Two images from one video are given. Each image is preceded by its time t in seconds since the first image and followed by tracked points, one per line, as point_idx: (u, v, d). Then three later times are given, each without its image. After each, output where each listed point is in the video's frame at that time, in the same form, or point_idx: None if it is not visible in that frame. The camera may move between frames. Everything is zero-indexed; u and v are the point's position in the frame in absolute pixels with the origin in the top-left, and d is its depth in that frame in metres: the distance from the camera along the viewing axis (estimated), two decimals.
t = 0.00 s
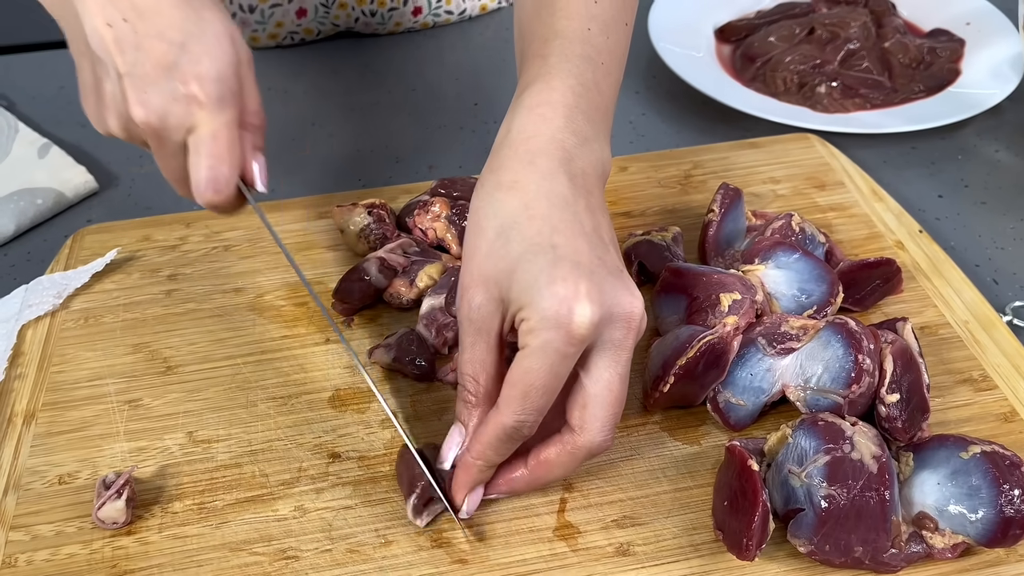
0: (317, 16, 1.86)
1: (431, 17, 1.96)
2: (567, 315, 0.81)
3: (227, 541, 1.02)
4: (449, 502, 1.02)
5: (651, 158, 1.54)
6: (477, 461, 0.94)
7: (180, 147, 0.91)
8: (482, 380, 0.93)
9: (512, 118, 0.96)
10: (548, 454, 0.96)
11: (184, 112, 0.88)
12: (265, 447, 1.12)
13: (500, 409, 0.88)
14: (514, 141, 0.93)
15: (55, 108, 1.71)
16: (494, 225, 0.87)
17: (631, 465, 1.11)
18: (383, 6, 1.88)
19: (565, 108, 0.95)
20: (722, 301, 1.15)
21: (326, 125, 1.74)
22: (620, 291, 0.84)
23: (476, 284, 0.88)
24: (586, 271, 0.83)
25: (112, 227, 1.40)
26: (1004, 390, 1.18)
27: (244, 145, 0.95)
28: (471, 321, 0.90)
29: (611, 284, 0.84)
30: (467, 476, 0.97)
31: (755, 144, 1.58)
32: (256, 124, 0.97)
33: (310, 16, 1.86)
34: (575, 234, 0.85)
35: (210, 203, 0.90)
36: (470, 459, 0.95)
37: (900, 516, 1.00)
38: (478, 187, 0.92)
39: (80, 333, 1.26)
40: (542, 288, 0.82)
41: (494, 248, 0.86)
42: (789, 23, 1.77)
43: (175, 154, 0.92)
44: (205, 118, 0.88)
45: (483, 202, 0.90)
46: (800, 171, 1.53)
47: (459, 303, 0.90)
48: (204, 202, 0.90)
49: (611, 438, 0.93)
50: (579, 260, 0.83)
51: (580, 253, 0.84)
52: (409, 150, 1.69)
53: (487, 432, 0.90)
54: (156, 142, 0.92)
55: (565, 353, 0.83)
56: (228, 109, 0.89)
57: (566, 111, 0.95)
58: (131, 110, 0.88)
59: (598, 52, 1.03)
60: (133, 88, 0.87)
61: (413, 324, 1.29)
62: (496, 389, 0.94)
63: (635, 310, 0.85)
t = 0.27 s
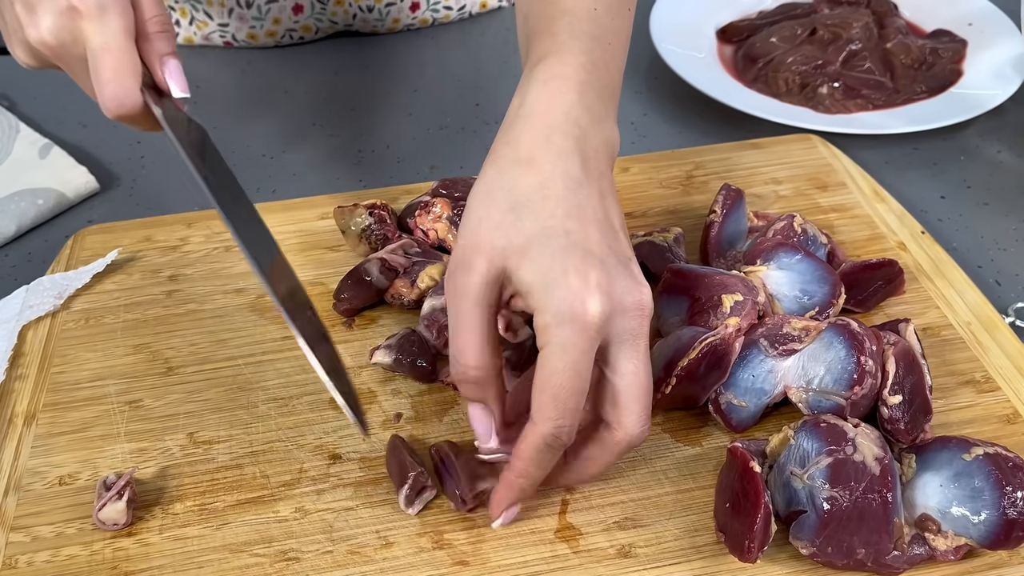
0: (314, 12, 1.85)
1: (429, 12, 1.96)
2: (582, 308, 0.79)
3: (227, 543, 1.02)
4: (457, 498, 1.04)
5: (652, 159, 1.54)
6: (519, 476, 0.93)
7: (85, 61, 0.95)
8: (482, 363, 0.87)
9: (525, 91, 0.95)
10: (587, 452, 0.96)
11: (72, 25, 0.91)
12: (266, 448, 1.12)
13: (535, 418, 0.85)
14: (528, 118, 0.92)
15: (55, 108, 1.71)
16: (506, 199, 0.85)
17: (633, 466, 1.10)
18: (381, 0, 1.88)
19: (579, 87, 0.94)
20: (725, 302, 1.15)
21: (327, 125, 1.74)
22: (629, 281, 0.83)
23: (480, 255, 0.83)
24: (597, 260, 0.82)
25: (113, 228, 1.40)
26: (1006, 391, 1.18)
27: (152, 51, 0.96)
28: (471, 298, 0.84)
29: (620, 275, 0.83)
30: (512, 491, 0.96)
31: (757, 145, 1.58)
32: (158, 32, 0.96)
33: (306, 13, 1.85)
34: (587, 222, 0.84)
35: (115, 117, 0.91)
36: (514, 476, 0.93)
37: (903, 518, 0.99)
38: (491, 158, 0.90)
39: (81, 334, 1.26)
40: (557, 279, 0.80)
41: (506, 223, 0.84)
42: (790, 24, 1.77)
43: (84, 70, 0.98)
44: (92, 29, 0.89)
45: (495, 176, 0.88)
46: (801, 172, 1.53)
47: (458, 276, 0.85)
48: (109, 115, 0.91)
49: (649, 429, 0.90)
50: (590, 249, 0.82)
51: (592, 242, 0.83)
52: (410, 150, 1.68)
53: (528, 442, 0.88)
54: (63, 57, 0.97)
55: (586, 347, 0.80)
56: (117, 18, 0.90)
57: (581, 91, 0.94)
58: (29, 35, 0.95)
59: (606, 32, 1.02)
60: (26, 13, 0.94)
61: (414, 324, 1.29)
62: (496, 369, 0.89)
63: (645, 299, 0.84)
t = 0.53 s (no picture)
0: (315, 17, 1.85)
1: (430, 14, 1.95)
2: (592, 327, 0.80)
3: (228, 544, 1.01)
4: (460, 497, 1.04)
5: (654, 159, 1.53)
6: (510, 483, 0.96)
7: (126, 110, 0.94)
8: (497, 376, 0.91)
9: (533, 100, 0.94)
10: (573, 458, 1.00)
11: (116, 77, 0.90)
12: (267, 449, 1.11)
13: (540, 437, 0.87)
14: (537, 128, 0.91)
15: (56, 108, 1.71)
16: (516, 217, 0.85)
17: (635, 467, 1.10)
18: (382, 5, 1.87)
19: (586, 93, 0.93)
20: (727, 302, 1.15)
21: (328, 125, 1.73)
22: (642, 296, 0.82)
23: (490, 276, 0.85)
24: (611, 277, 0.81)
25: (114, 228, 1.39)
26: (1010, 392, 1.17)
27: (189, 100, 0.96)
28: (482, 315, 0.86)
29: (633, 290, 0.82)
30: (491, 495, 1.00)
31: (759, 144, 1.57)
32: (198, 82, 0.96)
33: (308, 18, 1.84)
34: (598, 237, 0.83)
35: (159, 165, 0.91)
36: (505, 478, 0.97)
37: (907, 520, 0.99)
38: (499, 170, 0.91)
39: (82, 334, 1.25)
40: (568, 300, 0.81)
41: (515, 242, 0.84)
42: (792, 24, 1.76)
43: (125, 118, 0.95)
44: (138, 81, 0.88)
45: (504, 192, 0.88)
46: (804, 172, 1.52)
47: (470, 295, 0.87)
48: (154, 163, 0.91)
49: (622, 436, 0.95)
50: (602, 265, 0.82)
51: (604, 259, 0.82)
52: (412, 150, 1.68)
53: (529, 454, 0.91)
54: (103, 106, 0.95)
55: (596, 366, 0.81)
56: (162, 69, 0.89)
57: (589, 97, 0.93)
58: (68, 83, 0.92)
59: (611, 36, 1.00)
60: (66, 61, 0.91)
61: (415, 325, 1.29)
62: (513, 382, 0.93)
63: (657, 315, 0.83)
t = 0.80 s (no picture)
0: (315, 23, 1.85)
1: (432, 17, 1.95)
2: (648, 339, 0.85)
3: (229, 548, 1.01)
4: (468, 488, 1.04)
5: (656, 161, 1.53)
6: (547, 475, 0.98)
7: (78, 103, 0.99)
8: (526, 374, 0.92)
9: (585, 105, 0.95)
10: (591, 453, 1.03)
11: (69, 70, 0.95)
12: (268, 452, 1.11)
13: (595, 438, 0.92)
14: (594, 135, 0.92)
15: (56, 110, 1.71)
16: (574, 221, 0.89)
17: (636, 472, 1.10)
18: (382, 9, 1.88)
19: (636, 105, 0.96)
20: (733, 308, 1.14)
21: (329, 127, 1.73)
22: (683, 314, 0.90)
23: (542, 275, 0.88)
24: (662, 293, 0.87)
25: (115, 230, 1.39)
26: (1013, 396, 1.17)
27: (145, 98, 1.00)
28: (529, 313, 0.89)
29: (678, 307, 0.89)
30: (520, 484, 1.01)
31: (761, 147, 1.57)
32: (154, 80, 1.01)
33: (308, 24, 1.85)
34: (651, 252, 0.89)
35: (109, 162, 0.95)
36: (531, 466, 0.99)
37: (909, 525, 0.99)
38: (554, 171, 0.93)
39: (83, 337, 1.25)
40: (624, 310, 0.86)
41: (573, 246, 0.88)
42: (794, 26, 1.76)
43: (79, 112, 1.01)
44: (89, 75, 0.94)
45: (563, 195, 0.91)
46: (805, 175, 1.52)
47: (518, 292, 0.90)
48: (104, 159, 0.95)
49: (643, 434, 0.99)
50: (654, 280, 0.87)
51: (655, 273, 0.88)
52: (413, 152, 1.68)
53: (570, 454, 0.96)
54: (57, 100, 1.01)
55: (647, 377, 0.87)
56: (113, 64, 0.95)
57: (639, 110, 0.96)
58: (24, 77, 0.98)
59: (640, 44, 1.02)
60: (24, 55, 0.97)
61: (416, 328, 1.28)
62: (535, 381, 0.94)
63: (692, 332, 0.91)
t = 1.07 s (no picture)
0: (317, 25, 1.86)
1: (433, 19, 1.96)
2: (656, 317, 0.87)
3: (230, 550, 1.01)
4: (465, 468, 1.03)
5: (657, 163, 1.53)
6: (562, 469, 0.97)
7: (97, 101, 1.00)
8: (535, 359, 0.93)
9: (589, 97, 0.97)
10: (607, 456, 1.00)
11: (86, 68, 0.96)
12: (269, 454, 1.11)
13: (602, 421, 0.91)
14: (598, 125, 0.95)
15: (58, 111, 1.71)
16: (578, 207, 0.91)
17: (638, 473, 1.10)
18: (383, 11, 1.88)
19: (639, 95, 0.97)
20: (735, 310, 1.15)
21: (330, 129, 1.73)
22: (689, 294, 0.91)
23: (548, 263, 0.90)
24: (668, 273, 0.89)
25: (117, 232, 1.40)
26: (1014, 398, 1.17)
27: (164, 93, 1.02)
28: (534, 299, 0.91)
29: (685, 287, 0.90)
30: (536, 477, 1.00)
31: (762, 149, 1.57)
32: (170, 74, 1.02)
33: (309, 26, 1.86)
34: (656, 234, 0.91)
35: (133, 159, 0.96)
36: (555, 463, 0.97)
37: (910, 527, 0.99)
38: (558, 161, 0.95)
39: (84, 338, 1.25)
40: (631, 290, 0.88)
41: (577, 232, 0.90)
42: (795, 28, 1.76)
43: (98, 109, 1.02)
44: (108, 73, 0.95)
45: (569, 183, 0.93)
46: (807, 177, 1.52)
47: (524, 279, 0.91)
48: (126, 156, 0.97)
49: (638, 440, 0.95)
50: (660, 262, 0.89)
51: (660, 254, 0.90)
52: (414, 154, 1.68)
53: (585, 440, 0.93)
54: (74, 98, 1.02)
55: (657, 354, 0.88)
56: (131, 61, 0.96)
57: (643, 100, 0.98)
58: (41, 75, 0.99)
59: (644, 37, 1.03)
60: (40, 55, 0.98)
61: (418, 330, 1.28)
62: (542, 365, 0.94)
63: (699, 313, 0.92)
